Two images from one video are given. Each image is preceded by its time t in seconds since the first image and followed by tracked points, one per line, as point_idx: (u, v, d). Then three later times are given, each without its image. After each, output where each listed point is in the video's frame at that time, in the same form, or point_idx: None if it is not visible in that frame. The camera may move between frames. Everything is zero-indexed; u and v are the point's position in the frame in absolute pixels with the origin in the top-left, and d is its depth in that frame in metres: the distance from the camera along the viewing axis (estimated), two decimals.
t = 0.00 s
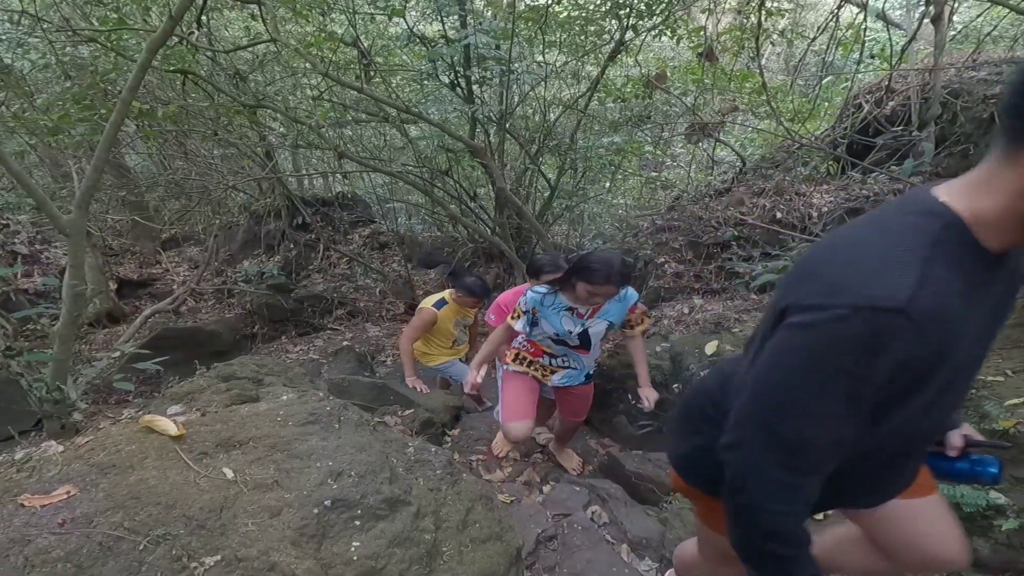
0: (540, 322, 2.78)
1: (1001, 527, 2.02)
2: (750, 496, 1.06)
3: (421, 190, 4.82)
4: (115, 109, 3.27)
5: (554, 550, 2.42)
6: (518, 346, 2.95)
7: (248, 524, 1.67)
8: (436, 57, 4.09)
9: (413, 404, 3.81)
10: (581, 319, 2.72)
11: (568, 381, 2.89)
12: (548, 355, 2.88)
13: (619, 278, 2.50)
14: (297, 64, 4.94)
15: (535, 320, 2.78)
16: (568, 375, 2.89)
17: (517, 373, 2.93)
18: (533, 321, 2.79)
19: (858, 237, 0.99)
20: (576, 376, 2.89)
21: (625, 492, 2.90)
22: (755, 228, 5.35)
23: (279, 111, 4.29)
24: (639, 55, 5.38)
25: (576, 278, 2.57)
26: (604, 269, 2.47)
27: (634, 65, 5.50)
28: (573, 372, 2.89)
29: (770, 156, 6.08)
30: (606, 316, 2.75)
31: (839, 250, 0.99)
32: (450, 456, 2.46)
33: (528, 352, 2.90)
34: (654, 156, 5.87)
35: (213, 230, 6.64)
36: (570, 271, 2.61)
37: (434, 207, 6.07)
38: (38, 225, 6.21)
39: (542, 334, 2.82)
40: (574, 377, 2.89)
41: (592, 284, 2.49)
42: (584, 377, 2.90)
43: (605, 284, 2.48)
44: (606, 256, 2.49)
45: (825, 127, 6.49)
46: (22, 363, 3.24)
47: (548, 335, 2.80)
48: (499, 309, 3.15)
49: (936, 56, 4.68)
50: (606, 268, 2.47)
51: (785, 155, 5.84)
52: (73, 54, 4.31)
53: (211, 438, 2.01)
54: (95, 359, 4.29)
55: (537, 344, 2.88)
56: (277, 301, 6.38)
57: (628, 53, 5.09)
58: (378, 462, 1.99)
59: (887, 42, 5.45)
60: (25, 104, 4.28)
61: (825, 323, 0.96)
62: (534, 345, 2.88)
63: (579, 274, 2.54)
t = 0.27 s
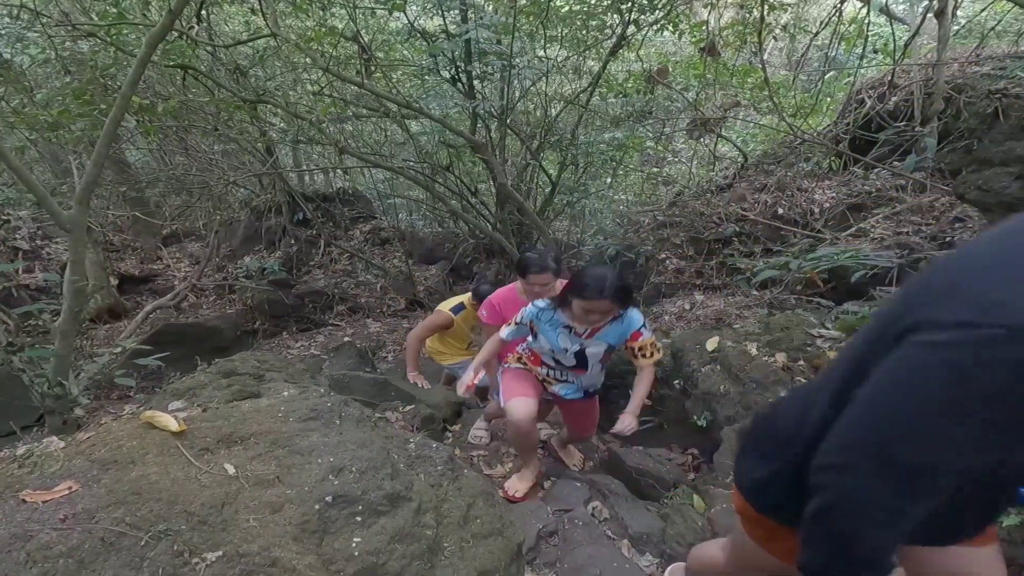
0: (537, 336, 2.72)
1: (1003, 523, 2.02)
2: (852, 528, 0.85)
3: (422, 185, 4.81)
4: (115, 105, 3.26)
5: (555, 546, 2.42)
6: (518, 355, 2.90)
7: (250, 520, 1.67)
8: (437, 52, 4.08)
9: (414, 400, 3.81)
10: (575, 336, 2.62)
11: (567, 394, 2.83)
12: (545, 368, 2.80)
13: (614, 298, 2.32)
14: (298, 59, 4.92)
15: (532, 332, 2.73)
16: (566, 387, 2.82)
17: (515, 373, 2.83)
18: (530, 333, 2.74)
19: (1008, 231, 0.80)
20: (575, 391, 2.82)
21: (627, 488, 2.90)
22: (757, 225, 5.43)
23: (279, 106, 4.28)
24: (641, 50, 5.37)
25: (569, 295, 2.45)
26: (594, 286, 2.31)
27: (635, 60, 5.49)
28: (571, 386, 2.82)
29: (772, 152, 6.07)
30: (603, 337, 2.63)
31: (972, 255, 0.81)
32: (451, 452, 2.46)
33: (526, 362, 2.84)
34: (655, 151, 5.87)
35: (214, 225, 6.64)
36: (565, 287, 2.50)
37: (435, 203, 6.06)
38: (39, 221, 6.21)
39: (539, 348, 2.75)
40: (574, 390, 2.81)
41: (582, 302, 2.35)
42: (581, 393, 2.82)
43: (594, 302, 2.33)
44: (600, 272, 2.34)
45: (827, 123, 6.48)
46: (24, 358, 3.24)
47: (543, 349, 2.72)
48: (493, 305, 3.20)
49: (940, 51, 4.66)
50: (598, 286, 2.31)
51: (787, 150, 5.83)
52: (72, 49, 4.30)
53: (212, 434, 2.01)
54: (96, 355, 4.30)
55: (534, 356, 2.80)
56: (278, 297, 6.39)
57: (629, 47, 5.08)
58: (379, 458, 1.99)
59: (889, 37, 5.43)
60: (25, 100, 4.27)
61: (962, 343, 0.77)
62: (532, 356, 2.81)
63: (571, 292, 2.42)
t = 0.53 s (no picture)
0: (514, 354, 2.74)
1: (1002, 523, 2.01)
2: None
3: (422, 184, 4.81)
4: (114, 104, 3.26)
5: (553, 545, 2.42)
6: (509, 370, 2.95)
7: (248, 519, 1.67)
8: (436, 51, 4.09)
9: (413, 400, 3.82)
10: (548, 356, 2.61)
11: (564, 402, 2.81)
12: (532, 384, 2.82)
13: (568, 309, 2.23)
14: (297, 58, 4.92)
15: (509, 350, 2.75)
16: (562, 396, 2.80)
17: (511, 387, 2.76)
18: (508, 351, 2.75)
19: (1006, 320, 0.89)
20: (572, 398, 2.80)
21: (626, 487, 2.90)
22: (756, 224, 5.43)
23: (279, 105, 4.28)
24: (640, 49, 5.37)
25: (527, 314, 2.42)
26: (543, 310, 2.25)
27: (635, 59, 5.49)
28: (568, 394, 2.79)
29: (771, 151, 6.08)
30: (580, 354, 2.58)
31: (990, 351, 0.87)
32: (450, 450, 2.46)
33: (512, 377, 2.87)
34: (655, 150, 5.87)
35: (214, 225, 6.65)
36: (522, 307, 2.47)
37: (434, 202, 6.06)
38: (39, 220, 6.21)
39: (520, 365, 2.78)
40: (571, 399, 2.80)
41: (538, 324, 2.32)
42: (579, 400, 2.79)
43: (548, 324, 2.28)
44: (552, 289, 2.27)
45: (826, 122, 6.48)
46: (24, 357, 3.25)
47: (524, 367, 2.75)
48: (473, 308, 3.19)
49: (939, 49, 4.66)
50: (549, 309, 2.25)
51: (786, 149, 5.83)
52: (71, 48, 4.30)
53: (210, 432, 2.01)
54: (96, 354, 4.31)
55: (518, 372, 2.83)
56: (278, 296, 6.39)
57: (628, 47, 5.08)
58: (377, 457, 1.99)
59: (889, 36, 5.43)
60: (24, 99, 4.27)
61: (983, 379, 0.86)
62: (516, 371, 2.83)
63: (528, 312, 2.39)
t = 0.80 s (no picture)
0: (503, 348, 2.47)
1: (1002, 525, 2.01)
2: None
3: (422, 186, 4.82)
4: (115, 105, 3.27)
5: (553, 546, 2.42)
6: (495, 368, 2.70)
7: (247, 520, 1.68)
8: (437, 53, 4.10)
9: (413, 401, 3.82)
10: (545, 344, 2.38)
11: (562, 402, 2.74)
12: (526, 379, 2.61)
13: (568, 281, 2.04)
14: (298, 60, 4.93)
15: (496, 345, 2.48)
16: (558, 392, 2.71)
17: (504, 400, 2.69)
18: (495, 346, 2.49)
19: None
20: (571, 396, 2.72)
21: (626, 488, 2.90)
22: (756, 226, 5.43)
23: (279, 107, 4.29)
24: (640, 51, 5.37)
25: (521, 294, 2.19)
26: (545, 283, 2.04)
27: (635, 61, 5.49)
28: (567, 388, 2.71)
29: (772, 153, 6.08)
30: (581, 335, 2.37)
31: None
32: (450, 451, 2.46)
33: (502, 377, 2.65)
34: (655, 151, 5.87)
35: (214, 226, 6.66)
36: (512, 287, 2.22)
37: (435, 203, 6.07)
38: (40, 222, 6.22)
39: (509, 360, 2.53)
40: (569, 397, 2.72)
41: (537, 302, 2.11)
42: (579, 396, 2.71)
43: (549, 300, 2.08)
44: (548, 261, 2.07)
45: (827, 123, 6.49)
46: (24, 358, 3.25)
47: (515, 361, 2.50)
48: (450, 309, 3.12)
49: (939, 51, 4.66)
50: (551, 285, 2.04)
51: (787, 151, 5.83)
52: (73, 50, 4.31)
53: (210, 433, 2.02)
54: (97, 355, 4.31)
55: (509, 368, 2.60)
56: (278, 298, 6.39)
57: (629, 48, 5.08)
58: (377, 458, 2.00)
59: (889, 38, 5.44)
60: (25, 101, 4.28)
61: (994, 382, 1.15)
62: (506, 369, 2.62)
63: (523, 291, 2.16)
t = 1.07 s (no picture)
0: (520, 353, 2.11)
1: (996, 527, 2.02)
2: None
3: (419, 190, 4.83)
4: (112, 110, 3.28)
5: (550, 550, 2.42)
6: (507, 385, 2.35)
7: (243, 524, 1.68)
8: (434, 58, 4.12)
9: (410, 405, 3.81)
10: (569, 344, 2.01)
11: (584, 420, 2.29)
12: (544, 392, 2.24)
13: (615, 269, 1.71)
14: (295, 65, 4.94)
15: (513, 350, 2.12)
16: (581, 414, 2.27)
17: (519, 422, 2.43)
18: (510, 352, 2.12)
19: None
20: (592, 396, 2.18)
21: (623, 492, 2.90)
22: (753, 229, 5.42)
23: (276, 112, 4.30)
24: (636, 56, 5.40)
25: (549, 285, 1.84)
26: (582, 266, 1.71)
27: (631, 65, 5.52)
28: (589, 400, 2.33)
29: (768, 157, 6.11)
30: (613, 331, 2.04)
31: None
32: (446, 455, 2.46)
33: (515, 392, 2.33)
34: (651, 156, 5.89)
35: (211, 231, 6.65)
36: (536, 277, 1.89)
37: (432, 208, 6.08)
38: (36, 227, 6.21)
39: (526, 368, 2.16)
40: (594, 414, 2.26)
41: (571, 292, 1.76)
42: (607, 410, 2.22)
43: (587, 289, 1.73)
44: (582, 243, 1.75)
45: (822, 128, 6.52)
46: (19, 364, 3.24)
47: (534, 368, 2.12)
48: (435, 312, 3.05)
49: (932, 56, 4.70)
50: (588, 268, 1.70)
51: (782, 155, 5.86)
52: (70, 55, 4.32)
53: (205, 437, 2.01)
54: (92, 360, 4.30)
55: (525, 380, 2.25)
56: (275, 302, 6.39)
57: (625, 53, 5.10)
58: (373, 462, 2.00)
59: (883, 43, 5.48)
60: (21, 106, 4.28)
61: None
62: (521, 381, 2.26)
63: (551, 280, 1.82)
